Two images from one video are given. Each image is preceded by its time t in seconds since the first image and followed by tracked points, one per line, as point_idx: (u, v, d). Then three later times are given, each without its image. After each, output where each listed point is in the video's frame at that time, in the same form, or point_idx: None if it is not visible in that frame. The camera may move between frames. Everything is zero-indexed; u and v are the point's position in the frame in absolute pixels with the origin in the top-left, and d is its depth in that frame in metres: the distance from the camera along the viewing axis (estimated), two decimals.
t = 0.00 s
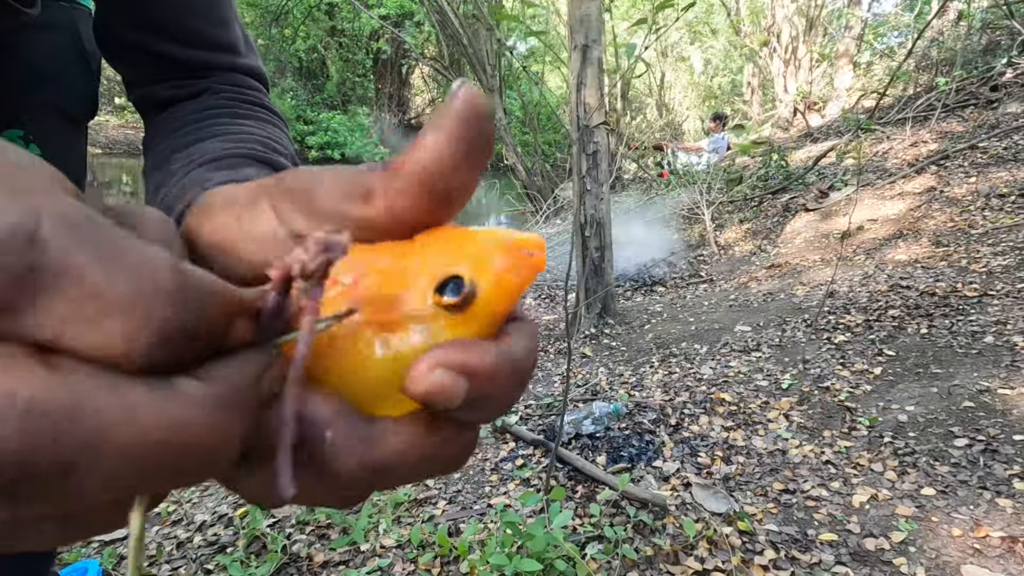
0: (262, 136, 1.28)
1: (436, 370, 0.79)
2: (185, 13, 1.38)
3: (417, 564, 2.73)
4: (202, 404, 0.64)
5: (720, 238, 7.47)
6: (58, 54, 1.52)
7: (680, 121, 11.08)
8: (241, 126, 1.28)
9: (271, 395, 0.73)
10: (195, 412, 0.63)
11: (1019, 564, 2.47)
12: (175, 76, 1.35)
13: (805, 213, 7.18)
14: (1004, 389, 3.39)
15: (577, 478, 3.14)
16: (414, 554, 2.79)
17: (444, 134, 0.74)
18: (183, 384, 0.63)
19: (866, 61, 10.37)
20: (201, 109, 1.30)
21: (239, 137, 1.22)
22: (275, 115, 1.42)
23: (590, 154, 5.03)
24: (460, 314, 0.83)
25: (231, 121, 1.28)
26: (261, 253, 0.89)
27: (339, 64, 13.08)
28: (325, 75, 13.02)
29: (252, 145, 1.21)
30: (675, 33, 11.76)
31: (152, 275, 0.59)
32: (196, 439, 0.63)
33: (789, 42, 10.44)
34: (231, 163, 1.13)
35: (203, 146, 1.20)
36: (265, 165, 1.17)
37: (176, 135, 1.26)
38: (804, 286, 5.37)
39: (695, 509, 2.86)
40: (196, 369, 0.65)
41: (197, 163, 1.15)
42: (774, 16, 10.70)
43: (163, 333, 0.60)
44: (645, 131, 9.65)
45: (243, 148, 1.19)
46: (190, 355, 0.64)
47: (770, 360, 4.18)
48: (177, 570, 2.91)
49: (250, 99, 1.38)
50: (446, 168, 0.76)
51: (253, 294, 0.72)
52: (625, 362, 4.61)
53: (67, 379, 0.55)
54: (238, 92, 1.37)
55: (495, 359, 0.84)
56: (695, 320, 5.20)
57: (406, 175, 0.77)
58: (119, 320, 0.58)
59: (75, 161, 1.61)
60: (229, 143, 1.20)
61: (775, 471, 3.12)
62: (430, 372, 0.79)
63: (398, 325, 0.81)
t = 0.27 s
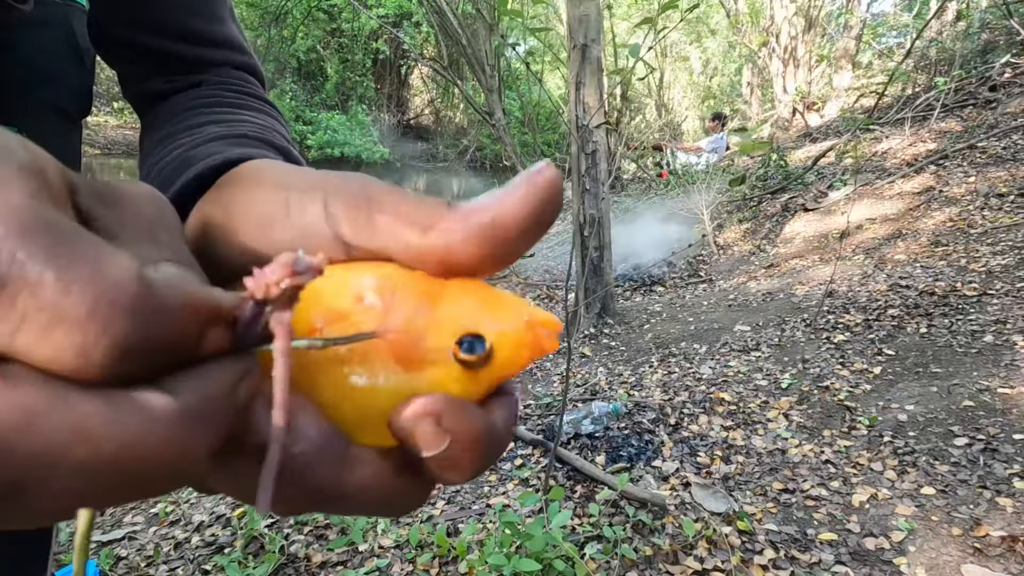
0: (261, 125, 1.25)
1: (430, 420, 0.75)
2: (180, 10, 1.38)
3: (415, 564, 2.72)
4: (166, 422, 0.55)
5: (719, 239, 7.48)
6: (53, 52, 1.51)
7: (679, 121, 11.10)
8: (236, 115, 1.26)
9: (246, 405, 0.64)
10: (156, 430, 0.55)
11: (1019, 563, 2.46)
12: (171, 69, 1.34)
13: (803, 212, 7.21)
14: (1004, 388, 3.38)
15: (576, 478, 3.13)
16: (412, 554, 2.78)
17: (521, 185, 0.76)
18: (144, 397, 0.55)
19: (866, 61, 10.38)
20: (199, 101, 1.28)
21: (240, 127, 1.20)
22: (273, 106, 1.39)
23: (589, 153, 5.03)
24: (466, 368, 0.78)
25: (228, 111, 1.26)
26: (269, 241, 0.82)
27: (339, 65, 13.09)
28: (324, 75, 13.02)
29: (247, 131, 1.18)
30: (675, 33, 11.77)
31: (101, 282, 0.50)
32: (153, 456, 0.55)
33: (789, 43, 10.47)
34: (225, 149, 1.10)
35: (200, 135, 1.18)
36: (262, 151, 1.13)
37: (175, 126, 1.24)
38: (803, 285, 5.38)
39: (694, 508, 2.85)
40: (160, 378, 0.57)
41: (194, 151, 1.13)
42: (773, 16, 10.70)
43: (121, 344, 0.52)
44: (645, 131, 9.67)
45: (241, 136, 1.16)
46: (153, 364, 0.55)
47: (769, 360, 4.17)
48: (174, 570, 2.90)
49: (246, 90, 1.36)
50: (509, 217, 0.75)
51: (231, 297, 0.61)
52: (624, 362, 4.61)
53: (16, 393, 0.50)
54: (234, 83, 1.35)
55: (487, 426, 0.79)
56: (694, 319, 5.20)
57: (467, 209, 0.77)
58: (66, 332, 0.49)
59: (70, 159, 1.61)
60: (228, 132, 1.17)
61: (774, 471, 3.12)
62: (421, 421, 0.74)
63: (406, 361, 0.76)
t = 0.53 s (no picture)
0: (260, 122, 1.25)
1: (403, 465, 0.87)
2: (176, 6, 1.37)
3: (413, 563, 2.72)
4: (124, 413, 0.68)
5: (718, 238, 7.49)
6: (49, 51, 1.51)
7: (678, 121, 11.11)
8: (233, 111, 1.26)
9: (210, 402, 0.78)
10: (113, 418, 0.67)
11: (1015, 561, 2.47)
12: (168, 67, 1.34)
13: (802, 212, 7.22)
14: (1001, 386, 3.39)
15: (573, 477, 3.14)
16: (410, 553, 2.78)
17: (544, 282, 0.88)
18: (103, 390, 0.66)
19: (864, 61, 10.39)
20: (200, 98, 1.28)
21: (243, 126, 1.21)
22: (271, 102, 1.39)
23: (587, 153, 5.03)
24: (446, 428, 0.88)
25: (225, 107, 1.27)
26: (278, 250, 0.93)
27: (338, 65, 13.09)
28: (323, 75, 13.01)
29: (244, 127, 1.19)
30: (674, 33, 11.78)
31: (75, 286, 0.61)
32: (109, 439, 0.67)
33: (788, 42, 10.49)
34: (223, 148, 1.12)
35: (199, 131, 1.20)
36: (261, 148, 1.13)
37: (176, 123, 1.25)
38: (802, 285, 5.38)
39: (691, 507, 2.85)
40: (122, 373, 0.69)
41: (196, 149, 1.14)
42: (772, 16, 10.71)
43: (93, 337, 0.63)
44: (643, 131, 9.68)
45: (241, 135, 1.17)
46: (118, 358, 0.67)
47: (767, 359, 4.18)
48: (173, 570, 2.90)
49: (243, 86, 1.36)
50: (525, 307, 0.88)
51: (194, 300, 0.72)
52: (622, 362, 4.61)
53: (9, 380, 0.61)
54: (232, 80, 1.35)
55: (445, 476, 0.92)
56: (692, 319, 5.21)
57: (488, 282, 0.88)
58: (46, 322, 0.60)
59: (67, 157, 1.62)
60: (230, 130, 1.18)
61: (772, 469, 3.12)
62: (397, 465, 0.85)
63: (398, 405, 0.85)
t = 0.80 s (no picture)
0: (255, 133, 1.28)
1: (360, 475, 0.82)
2: (173, 16, 1.39)
3: (409, 564, 2.75)
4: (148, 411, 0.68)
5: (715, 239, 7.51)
6: (45, 57, 1.53)
7: (677, 121, 11.11)
8: (227, 121, 1.29)
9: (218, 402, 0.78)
10: (142, 406, 0.67)
11: (1003, 561, 2.50)
12: (164, 77, 1.36)
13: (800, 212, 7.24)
14: (992, 388, 3.41)
15: (569, 478, 3.17)
16: (406, 553, 2.81)
17: (492, 280, 0.86)
18: (138, 380, 0.67)
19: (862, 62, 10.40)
20: (196, 108, 1.30)
21: (240, 137, 1.23)
22: (264, 113, 1.43)
23: (585, 155, 5.04)
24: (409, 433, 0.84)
25: (220, 117, 1.30)
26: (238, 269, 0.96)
27: (337, 65, 13.10)
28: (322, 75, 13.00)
29: (239, 139, 1.22)
30: (672, 33, 11.78)
31: (119, 291, 0.64)
32: (145, 428, 0.68)
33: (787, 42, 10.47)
34: (217, 159, 1.14)
35: (192, 142, 1.22)
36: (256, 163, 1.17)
37: (172, 133, 1.27)
38: (798, 286, 5.40)
39: (685, 508, 2.88)
40: (151, 368, 0.69)
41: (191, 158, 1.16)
42: (771, 17, 10.71)
43: (122, 332, 0.65)
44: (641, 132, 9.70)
45: (237, 146, 1.20)
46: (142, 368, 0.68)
47: (762, 360, 4.21)
48: (171, 570, 2.92)
49: (238, 96, 1.39)
50: (474, 307, 0.85)
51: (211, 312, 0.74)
52: (618, 363, 4.64)
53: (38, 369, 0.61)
54: (227, 90, 1.38)
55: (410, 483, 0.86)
56: (689, 320, 5.23)
57: (437, 282, 0.86)
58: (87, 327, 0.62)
59: (62, 161, 1.63)
60: (227, 141, 1.21)
61: (765, 470, 3.15)
62: (354, 481, 0.81)
63: (350, 413, 0.82)
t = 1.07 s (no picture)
0: (240, 144, 1.27)
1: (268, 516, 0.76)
2: (160, 25, 1.38)
3: (404, 568, 2.74)
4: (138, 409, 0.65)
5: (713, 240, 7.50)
6: (37, 62, 1.52)
7: (677, 121, 11.10)
8: (214, 131, 1.28)
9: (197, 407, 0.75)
10: (125, 407, 0.64)
11: (997, 567, 2.50)
12: (153, 88, 1.36)
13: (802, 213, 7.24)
14: (988, 392, 3.41)
15: (564, 482, 3.17)
16: (401, 558, 2.81)
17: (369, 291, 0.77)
18: (120, 383, 0.65)
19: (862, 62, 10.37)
20: (182, 119, 1.30)
21: (223, 149, 1.22)
22: (253, 122, 1.43)
23: (582, 156, 5.01)
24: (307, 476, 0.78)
25: (207, 128, 1.29)
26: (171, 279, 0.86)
27: (337, 65, 13.09)
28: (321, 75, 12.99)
29: (224, 151, 1.22)
30: (672, 33, 11.75)
31: (102, 295, 0.64)
32: (130, 427, 0.64)
33: (787, 41, 10.45)
34: (202, 171, 1.14)
35: (179, 152, 1.22)
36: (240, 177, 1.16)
37: (157, 145, 1.26)
38: (796, 288, 5.39)
39: (679, 512, 2.88)
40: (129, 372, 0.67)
41: (171, 172, 1.15)
42: (770, 16, 10.67)
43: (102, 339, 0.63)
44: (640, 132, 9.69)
45: (220, 159, 1.19)
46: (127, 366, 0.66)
47: (759, 363, 4.20)
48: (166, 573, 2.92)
49: (227, 106, 1.39)
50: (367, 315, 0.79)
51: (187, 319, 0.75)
52: (615, 365, 4.63)
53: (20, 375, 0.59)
54: (216, 99, 1.38)
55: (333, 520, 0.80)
56: (686, 322, 5.22)
57: (329, 293, 0.79)
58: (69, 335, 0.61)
59: (56, 167, 1.61)
60: (210, 153, 1.20)
61: (761, 474, 3.15)
62: (255, 523, 0.75)
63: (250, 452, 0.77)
